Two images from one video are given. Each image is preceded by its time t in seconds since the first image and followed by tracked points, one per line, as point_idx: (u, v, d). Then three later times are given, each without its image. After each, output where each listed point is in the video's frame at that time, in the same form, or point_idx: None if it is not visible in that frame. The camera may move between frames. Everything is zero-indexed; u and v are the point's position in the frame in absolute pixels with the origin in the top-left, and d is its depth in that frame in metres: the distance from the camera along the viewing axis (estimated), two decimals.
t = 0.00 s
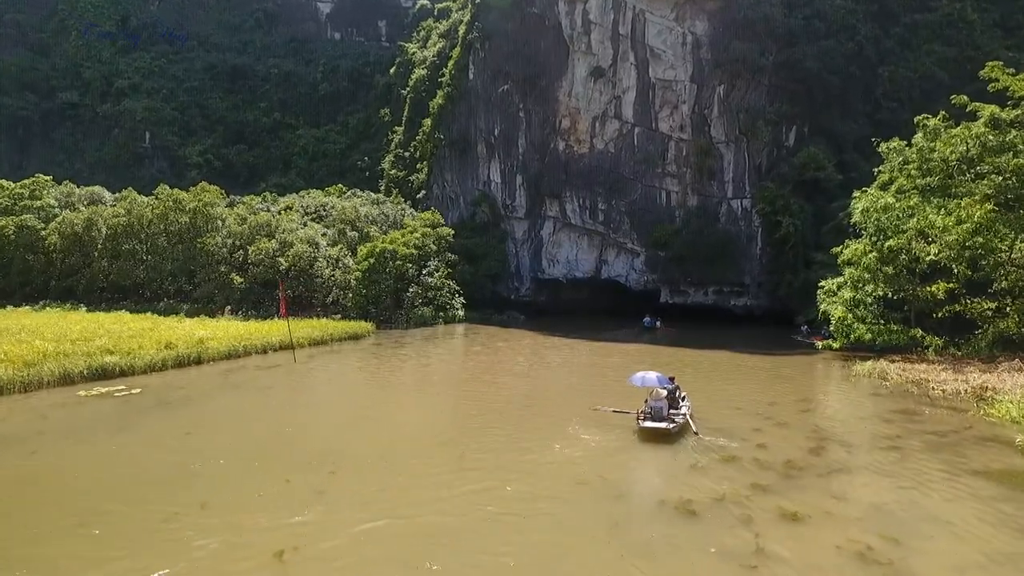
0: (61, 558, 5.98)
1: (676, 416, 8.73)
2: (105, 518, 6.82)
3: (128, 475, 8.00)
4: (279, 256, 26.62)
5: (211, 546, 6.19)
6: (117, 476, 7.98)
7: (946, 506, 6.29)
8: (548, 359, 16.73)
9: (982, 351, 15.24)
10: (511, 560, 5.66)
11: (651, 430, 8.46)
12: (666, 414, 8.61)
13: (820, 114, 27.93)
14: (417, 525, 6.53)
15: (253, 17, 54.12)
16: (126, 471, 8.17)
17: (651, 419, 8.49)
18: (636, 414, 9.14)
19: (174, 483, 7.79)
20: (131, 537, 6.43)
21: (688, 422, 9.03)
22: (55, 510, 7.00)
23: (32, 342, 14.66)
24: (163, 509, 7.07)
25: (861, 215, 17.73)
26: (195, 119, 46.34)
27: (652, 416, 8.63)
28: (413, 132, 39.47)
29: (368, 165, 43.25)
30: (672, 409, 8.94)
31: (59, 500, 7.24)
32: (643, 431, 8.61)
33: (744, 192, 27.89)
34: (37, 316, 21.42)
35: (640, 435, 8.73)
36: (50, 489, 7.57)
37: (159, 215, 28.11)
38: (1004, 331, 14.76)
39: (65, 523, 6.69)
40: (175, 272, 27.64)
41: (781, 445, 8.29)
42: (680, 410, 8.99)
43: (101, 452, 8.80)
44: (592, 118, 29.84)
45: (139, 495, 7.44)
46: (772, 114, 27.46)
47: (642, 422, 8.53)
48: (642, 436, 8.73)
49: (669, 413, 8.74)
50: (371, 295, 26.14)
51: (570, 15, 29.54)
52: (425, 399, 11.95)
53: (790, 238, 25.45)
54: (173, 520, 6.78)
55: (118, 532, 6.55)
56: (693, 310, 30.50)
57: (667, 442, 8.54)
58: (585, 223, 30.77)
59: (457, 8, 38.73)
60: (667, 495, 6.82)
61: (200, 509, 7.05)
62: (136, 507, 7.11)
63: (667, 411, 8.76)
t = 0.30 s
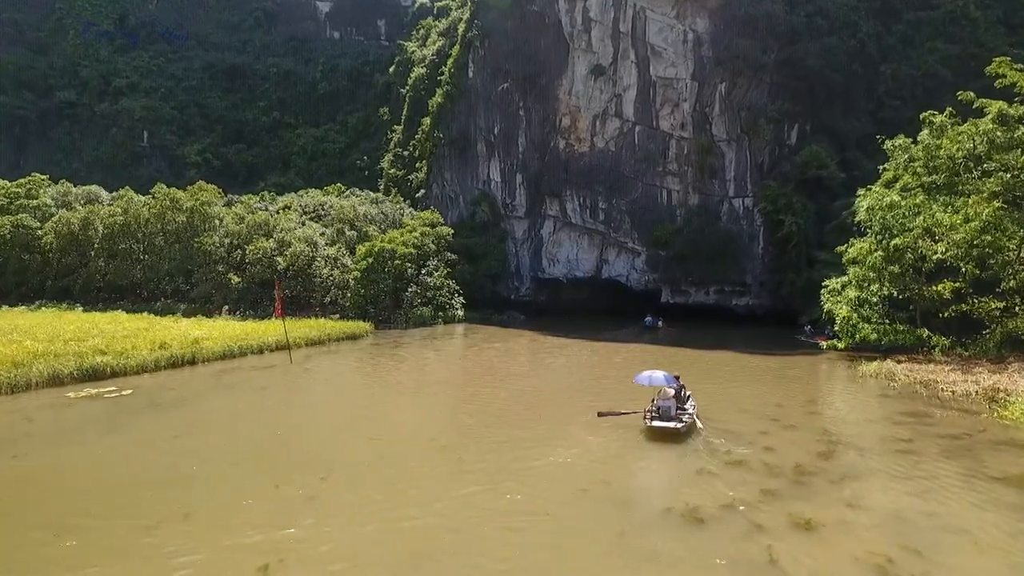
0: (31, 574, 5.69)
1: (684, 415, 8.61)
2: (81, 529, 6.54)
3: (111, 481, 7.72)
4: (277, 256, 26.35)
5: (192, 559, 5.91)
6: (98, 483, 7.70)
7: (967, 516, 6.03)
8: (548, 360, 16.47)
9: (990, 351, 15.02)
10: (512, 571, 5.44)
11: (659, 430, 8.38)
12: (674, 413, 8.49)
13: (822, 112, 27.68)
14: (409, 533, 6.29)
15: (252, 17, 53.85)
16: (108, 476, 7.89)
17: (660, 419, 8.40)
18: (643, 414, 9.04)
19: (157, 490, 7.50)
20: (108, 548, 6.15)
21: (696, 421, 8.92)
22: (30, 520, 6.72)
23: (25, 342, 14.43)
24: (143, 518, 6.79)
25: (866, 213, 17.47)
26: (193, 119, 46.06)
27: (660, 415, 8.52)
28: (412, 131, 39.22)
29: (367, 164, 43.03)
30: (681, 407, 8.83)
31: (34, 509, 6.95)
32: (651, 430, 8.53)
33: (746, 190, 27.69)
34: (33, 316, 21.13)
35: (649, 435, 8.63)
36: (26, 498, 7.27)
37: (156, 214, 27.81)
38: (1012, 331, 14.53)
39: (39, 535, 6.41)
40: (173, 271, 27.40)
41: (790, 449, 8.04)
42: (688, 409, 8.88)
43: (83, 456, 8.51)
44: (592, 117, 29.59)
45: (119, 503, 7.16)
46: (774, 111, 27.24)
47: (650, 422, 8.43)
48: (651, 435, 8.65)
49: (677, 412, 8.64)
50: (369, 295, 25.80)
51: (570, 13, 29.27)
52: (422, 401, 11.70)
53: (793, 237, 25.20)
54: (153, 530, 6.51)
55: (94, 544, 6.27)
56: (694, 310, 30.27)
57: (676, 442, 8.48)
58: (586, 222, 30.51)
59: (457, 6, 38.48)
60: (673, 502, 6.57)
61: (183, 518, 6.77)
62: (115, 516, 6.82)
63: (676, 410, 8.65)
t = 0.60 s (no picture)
0: None
1: (691, 414, 8.61)
2: (56, 540, 6.25)
3: (91, 490, 7.41)
4: (274, 255, 26.07)
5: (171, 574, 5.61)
6: (81, 490, 7.43)
7: (989, 526, 5.78)
8: (549, 361, 16.24)
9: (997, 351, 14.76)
10: None
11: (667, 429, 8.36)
12: (682, 412, 8.49)
13: (825, 110, 27.43)
14: (400, 541, 6.05)
15: (251, 15, 53.56)
16: (88, 485, 7.55)
17: (668, 418, 8.39)
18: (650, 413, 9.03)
19: (135, 501, 7.17)
20: (81, 561, 5.84)
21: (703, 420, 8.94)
22: (1, 532, 6.41)
23: (17, 343, 14.20)
24: (123, 528, 6.50)
25: (871, 211, 17.14)
26: (191, 117, 45.78)
27: (668, 415, 8.52)
28: (412, 130, 38.93)
29: (366, 163, 42.76)
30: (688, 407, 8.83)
31: (13, 518, 6.68)
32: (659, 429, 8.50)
33: (748, 189, 27.49)
34: (26, 316, 20.83)
35: (657, 434, 8.62)
36: (9, 504, 7.08)
37: (152, 213, 27.49)
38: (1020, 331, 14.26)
39: (11, 547, 6.11)
40: (169, 271, 27.14)
41: (799, 452, 7.81)
42: (695, 408, 8.89)
43: (65, 463, 8.23)
44: (593, 114, 29.32)
45: (102, 512, 6.88)
46: (776, 109, 27.01)
47: (658, 421, 8.41)
48: (658, 434, 8.63)
49: (685, 411, 8.63)
50: (367, 295, 25.39)
51: (570, 10, 28.98)
52: (419, 402, 11.45)
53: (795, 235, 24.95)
54: (132, 542, 6.21)
55: (73, 555, 6.00)
56: (696, 310, 30.00)
57: (683, 441, 8.47)
58: (586, 221, 30.23)
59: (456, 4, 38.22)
60: (680, 510, 6.33)
61: (166, 528, 6.49)
62: (91, 528, 6.50)
63: (683, 409, 8.66)
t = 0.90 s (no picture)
0: None
1: (699, 412, 8.57)
2: (34, 550, 5.99)
3: (76, 497, 7.15)
4: (272, 254, 25.82)
5: None
6: (66, 496, 7.19)
7: (1017, 538, 5.52)
8: (550, 362, 16.01)
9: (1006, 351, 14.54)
10: None
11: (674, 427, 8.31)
12: (690, 411, 8.45)
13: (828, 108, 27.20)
14: (390, 551, 5.79)
15: (249, 14, 53.29)
16: (71, 492, 7.29)
17: (676, 417, 8.35)
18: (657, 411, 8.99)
19: (120, 509, 6.90)
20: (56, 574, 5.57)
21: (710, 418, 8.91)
22: None
23: (9, 343, 13.96)
24: (107, 537, 6.26)
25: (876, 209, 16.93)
26: (189, 116, 45.50)
27: (676, 413, 8.48)
28: (411, 128, 38.66)
29: (365, 162, 42.49)
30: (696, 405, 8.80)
31: None
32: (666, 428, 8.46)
33: (750, 188, 27.27)
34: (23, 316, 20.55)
35: (664, 432, 8.58)
36: None
37: (149, 212, 27.15)
38: None
39: None
40: (167, 271, 26.86)
41: (809, 457, 7.56)
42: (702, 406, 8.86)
43: (52, 467, 8.00)
44: (593, 113, 29.07)
45: (85, 519, 6.64)
46: (779, 107, 26.79)
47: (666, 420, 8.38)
48: (666, 433, 8.60)
49: (692, 410, 8.60)
50: (367, 295, 25.20)
51: (570, 7, 28.73)
52: (419, 404, 11.22)
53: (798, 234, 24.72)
54: (112, 553, 5.94)
55: (53, 564, 5.75)
56: (698, 310, 29.73)
57: (690, 440, 8.44)
58: (587, 221, 29.94)
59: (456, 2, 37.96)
60: (689, 519, 6.09)
61: (150, 539, 6.22)
62: (72, 537, 6.24)
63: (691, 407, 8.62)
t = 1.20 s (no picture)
0: None
1: (706, 412, 8.40)
2: (13, 556, 5.73)
3: (61, 501, 6.88)
4: (270, 253, 25.57)
5: None
6: (50, 500, 6.93)
7: None
8: (551, 362, 15.80)
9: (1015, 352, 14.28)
10: None
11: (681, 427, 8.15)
12: (697, 411, 8.29)
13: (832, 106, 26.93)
14: (384, 558, 5.54)
15: (249, 13, 53.04)
16: (56, 496, 7.04)
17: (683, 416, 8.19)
18: (663, 411, 8.83)
19: (106, 513, 6.65)
20: None
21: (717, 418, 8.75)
22: None
23: None
24: (92, 543, 5.99)
25: (882, 207, 16.69)
26: (188, 115, 45.24)
27: (682, 413, 8.32)
28: (411, 127, 38.42)
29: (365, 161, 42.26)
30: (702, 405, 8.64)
31: None
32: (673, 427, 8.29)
33: (753, 187, 27.00)
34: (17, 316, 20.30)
35: (671, 432, 8.42)
36: None
37: (146, 211, 26.63)
38: None
39: None
40: (164, 270, 26.56)
41: (821, 461, 7.33)
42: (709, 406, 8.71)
43: (38, 470, 7.75)
44: (594, 111, 28.81)
45: (70, 524, 6.38)
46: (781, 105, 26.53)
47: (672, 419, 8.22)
48: (673, 433, 8.43)
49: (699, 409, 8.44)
50: (366, 294, 24.94)
51: (571, 5, 28.47)
52: (418, 405, 11.00)
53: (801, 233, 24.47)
54: (95, 559, 5.68)
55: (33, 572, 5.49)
56: (700, 309, 29.49)
57: (697, 439, 8.27)
58: (587, 220, 29.64)
59: None
60: (699, 527, 5.84)
61: (133, 546, 5.93)
62: (54, 543, 5.97)
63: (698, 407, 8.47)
